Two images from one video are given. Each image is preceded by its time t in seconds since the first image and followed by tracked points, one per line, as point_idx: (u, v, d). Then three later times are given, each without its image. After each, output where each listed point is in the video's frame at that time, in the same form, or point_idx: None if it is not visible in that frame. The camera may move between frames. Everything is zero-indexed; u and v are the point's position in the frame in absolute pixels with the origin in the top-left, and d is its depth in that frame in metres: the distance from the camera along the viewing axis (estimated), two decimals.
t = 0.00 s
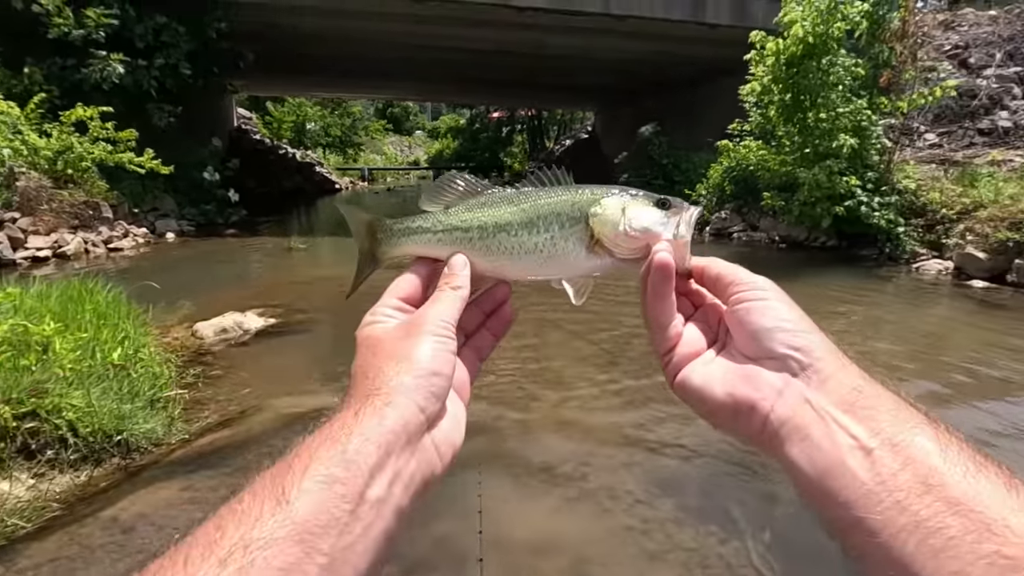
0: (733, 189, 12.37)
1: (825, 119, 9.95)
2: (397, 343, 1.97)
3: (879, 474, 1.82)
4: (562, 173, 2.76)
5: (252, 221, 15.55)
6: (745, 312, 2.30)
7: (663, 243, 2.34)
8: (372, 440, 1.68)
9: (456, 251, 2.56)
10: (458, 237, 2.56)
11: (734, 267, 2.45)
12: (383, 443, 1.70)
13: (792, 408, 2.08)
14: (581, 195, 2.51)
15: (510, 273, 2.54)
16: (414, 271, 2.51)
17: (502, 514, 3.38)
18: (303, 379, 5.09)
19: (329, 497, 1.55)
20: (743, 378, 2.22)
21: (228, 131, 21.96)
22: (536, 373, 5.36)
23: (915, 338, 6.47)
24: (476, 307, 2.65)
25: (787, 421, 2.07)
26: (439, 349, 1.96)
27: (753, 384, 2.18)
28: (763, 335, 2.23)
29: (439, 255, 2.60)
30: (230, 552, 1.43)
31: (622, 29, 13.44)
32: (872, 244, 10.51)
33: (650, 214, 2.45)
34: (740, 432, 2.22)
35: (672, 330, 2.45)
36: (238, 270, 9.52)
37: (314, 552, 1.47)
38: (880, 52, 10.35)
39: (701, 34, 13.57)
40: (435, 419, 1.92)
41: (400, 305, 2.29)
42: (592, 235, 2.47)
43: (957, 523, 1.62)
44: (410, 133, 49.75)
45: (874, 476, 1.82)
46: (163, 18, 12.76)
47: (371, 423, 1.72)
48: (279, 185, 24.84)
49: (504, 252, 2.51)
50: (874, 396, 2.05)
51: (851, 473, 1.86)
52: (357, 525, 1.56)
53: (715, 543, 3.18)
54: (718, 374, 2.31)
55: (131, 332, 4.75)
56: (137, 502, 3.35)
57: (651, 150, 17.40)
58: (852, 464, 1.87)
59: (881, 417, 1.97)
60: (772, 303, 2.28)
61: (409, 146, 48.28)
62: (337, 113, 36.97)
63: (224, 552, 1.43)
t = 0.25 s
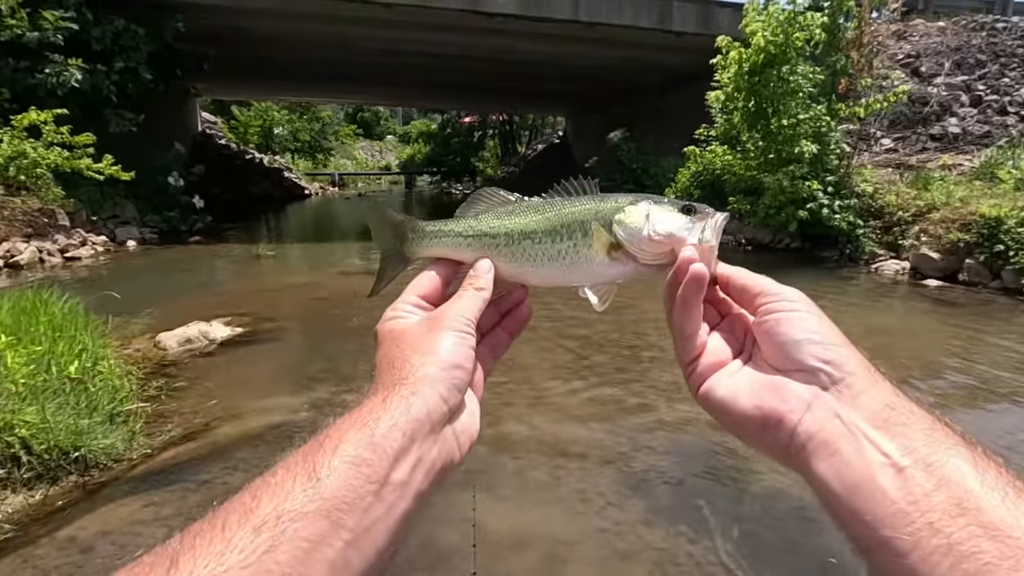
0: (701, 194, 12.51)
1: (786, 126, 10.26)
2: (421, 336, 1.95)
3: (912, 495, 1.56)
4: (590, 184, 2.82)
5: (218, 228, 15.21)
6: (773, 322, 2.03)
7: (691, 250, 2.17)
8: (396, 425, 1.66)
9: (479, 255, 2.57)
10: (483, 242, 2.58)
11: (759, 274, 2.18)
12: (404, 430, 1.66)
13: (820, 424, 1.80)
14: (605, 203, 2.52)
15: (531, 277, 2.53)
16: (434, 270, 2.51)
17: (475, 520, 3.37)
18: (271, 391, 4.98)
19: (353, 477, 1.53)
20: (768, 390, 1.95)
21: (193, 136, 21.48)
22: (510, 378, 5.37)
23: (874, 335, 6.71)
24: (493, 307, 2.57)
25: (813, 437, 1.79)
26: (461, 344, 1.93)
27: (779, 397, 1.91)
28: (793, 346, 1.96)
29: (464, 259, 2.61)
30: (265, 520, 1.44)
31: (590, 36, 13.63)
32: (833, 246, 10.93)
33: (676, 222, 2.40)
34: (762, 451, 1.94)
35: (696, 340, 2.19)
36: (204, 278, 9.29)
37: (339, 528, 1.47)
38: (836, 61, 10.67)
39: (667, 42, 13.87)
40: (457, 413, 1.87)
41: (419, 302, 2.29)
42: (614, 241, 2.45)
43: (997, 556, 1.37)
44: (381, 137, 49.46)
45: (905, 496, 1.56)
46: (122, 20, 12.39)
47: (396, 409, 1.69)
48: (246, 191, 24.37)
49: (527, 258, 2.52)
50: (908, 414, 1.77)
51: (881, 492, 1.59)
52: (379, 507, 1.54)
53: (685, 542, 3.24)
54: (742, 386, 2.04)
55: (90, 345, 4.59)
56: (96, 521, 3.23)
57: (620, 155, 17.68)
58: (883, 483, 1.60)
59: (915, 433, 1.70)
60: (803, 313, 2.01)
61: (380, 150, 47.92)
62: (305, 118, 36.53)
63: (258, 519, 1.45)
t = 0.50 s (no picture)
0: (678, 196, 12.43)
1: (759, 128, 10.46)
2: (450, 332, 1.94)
3: (969, 522, 1.56)
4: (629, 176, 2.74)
5: (192, 232, 14.93)
6: (824, 336, 2.06)
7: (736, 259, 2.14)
8: (423, 420, 1.64)
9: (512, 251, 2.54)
10: (517, 237, 2.55)
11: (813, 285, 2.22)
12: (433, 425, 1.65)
13: (873, 445, 1.82)
14: (643, 198, 2.44)
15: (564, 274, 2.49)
16: (465, 266, 2.52)
17: (456, 524, 3.36)
18: (247, 398, 4.90)
19: (381, 470, 1.52)
20: (818, 406, 1.98)
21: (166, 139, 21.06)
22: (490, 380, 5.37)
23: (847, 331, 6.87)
24: (526, 303, 2.55)
25: (867, 457, 1.82)
26: (488, 340, 1.92)
27: (831, 415, 1.93)
28: (845, 363, 1.98)
29: (497, 254, 2.60)
30: (294, 511, 1.43)
31: (567, 39, 13.71)
32: (806, 245, 11.16)
33: (716, 221, 2.33)
34: (813, 469, 1.96)
35: (742, 353, 2.20)
36: (178, 283, 9.11)
37: (366, 520, 1.45)
38: (806, 64, 10.93)
39: (643, 45, 14.02)
40: (485, 409, 1.85)
41: (447, 298, 2.28)
42: (651, 239, 2.38)
43: None
44: (359, 139, 49.07)
45: (962, 523, 1.57)
46: (88, 20, 11.99)
47: (423, 404, 1.68)
48: (221, 194, 23.97)
49: (560, 254, 2.47)
50: (969, 439, 1.79)
51: (937, 517, 1.60)
52: (405, 501, 1.52)
53: (664, 541, 3.27)
54: (790, 401, 2.05)
55: (57, 354, 4.46)
56: (65, 535, 3.14)
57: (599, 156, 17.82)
58: (938, 507, 1.62)
59: (973, 459, 1.70)
60: (855, 327, 2.04)
61: (358, 152, 47.52)
62: (282, 120, 36.05)
63: (288, 510, 1.44)
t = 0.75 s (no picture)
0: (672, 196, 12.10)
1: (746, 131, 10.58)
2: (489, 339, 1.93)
3: None
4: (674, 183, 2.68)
5: (181, 237, 14.83)
6: (877, 348, 2.00)
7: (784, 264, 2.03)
8: (466, 425, 1.64)
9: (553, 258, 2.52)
10: (559, 245, 2.52)
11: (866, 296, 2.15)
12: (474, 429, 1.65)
13: (929, 463, 1.78)
14: (689, 205, 2.38)
15: (606, 281, 2.46)
16: (505, 275, 2.52)
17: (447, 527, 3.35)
18: (236, 403, 4.87)
19: (424, 476, 1.51)
20: (868, 420, 1.92)
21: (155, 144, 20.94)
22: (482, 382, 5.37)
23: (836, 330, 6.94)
24: (567, 312, 2.57)
25: (923, 475, 1.77)
26: (529, 346, 1.92)
27: (884, 429, 1.88)
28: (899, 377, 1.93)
29: (540, 261, 2.58)
30: (338, 514, 1.44)
31: (557, 42, 13.77)
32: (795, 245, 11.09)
33: (767, 227, 2.25)
34: (861, 484, 1.91)
35: (789, 363, 2.12)
36: (167, 288, 9.04)
37: (410, 525, 1.45)
38: (794, 67, 11.05)
39: (632, 47, 14.11)
40: (526, 416, 1.85)
41: (487, 307, 2.29)
42: (699, 246, 2.32)
43: None
44: (350, 143, 49.00)
45: None
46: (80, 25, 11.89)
47: (466, 410, 1.68)
48: (211, 199, 23.85)
49: (603, 261, 2.44)
50: None
51: (998, 539, 1.55)
52: (447, 507, 1.52)
53: (655, 539, 3.29)
54: (838, 413, 2.00)
55: (42, 361, 4.41)
56: (51, 544, 3.10)
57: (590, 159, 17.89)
58: (1001, 527, 1.57)
59: None
60: (911, 342, 1.98)
61: (349, 156, 47.43)
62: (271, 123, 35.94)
63: (334, 513, 1.44)
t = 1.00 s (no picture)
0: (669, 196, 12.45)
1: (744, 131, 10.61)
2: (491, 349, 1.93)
3: None
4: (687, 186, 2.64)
5: (181, 239, 14.83)
6: (898, 362, 1.96)
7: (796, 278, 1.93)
8: (467, 436, 1.63)
9: (561, 270, 2.56)
10: (565, 257, 2.56)
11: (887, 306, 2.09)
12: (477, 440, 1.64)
13: (946, 483, 1.76)
14: (698, 212, 2.35)
15: (613, 290, 2.48)
16: (511, 288, 2.50)
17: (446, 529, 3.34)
18: (236, 405, 4.86)
19: (424, 487, 1.50)
20: (883, 437, 1.89)
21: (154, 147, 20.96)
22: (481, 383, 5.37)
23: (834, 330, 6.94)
24: (571, 327, 2.55)
25: (940, 495, 1.75)
26: (530, 356, 1.92)
27: (900, 447, 1.85)
28: (919, 393, 1.89)
29: (548, 272, 2.60)
30: (335, 526, 1.43)
31: (555, 44, 13.80)
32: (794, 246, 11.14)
33: (780, 232, 2.17)
34: (873, 501, 1.88)
35: (803, 374, 2.05)
36: (166, 291, 9.05)
37: (408, 538, 1.43)
38: (792, 68, 11.08)
39: (630, 49, 14.14)
40: (529, 426, 1.84)
41: (491, 320, 2.26)
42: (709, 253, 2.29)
43: None
44: (349, 145, 49.04)
45: None
46: (84, 28, 11.96)
47: (466, 420, 1.68)
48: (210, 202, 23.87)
49: (611, 271, 2.46)
50: None
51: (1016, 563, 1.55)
52: (448, 519, 1.50)
53: (654, 539, 3.29)
54: (853, 428, 1.95)
55: (41, 363, 4.41)
56: (50, 546, 3.10)
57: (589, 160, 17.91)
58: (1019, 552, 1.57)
59: None
60: (934, 356, 1.93)
61: (349, 159, 47.47)
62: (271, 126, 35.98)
63: (330, 526, 1.43)
